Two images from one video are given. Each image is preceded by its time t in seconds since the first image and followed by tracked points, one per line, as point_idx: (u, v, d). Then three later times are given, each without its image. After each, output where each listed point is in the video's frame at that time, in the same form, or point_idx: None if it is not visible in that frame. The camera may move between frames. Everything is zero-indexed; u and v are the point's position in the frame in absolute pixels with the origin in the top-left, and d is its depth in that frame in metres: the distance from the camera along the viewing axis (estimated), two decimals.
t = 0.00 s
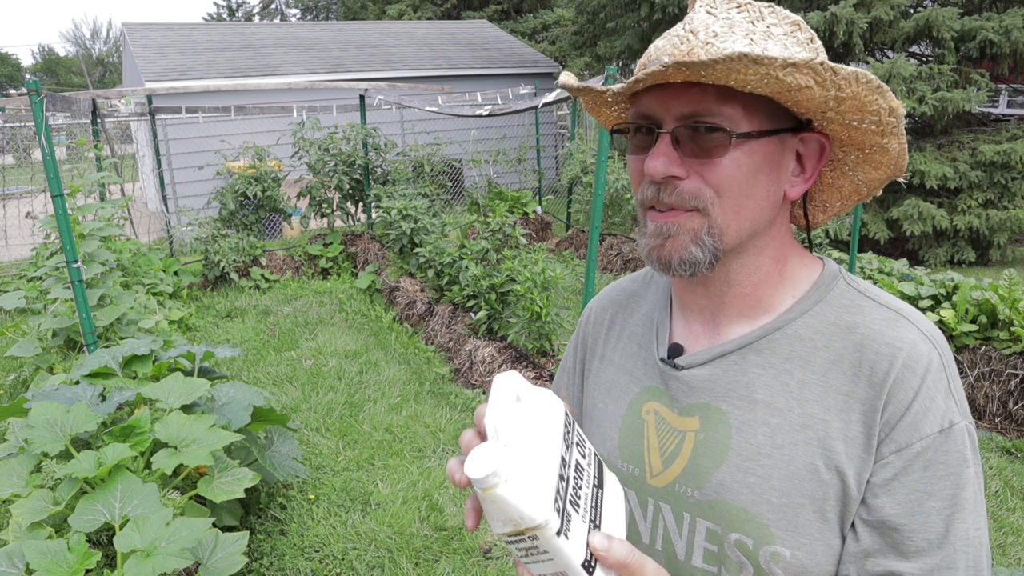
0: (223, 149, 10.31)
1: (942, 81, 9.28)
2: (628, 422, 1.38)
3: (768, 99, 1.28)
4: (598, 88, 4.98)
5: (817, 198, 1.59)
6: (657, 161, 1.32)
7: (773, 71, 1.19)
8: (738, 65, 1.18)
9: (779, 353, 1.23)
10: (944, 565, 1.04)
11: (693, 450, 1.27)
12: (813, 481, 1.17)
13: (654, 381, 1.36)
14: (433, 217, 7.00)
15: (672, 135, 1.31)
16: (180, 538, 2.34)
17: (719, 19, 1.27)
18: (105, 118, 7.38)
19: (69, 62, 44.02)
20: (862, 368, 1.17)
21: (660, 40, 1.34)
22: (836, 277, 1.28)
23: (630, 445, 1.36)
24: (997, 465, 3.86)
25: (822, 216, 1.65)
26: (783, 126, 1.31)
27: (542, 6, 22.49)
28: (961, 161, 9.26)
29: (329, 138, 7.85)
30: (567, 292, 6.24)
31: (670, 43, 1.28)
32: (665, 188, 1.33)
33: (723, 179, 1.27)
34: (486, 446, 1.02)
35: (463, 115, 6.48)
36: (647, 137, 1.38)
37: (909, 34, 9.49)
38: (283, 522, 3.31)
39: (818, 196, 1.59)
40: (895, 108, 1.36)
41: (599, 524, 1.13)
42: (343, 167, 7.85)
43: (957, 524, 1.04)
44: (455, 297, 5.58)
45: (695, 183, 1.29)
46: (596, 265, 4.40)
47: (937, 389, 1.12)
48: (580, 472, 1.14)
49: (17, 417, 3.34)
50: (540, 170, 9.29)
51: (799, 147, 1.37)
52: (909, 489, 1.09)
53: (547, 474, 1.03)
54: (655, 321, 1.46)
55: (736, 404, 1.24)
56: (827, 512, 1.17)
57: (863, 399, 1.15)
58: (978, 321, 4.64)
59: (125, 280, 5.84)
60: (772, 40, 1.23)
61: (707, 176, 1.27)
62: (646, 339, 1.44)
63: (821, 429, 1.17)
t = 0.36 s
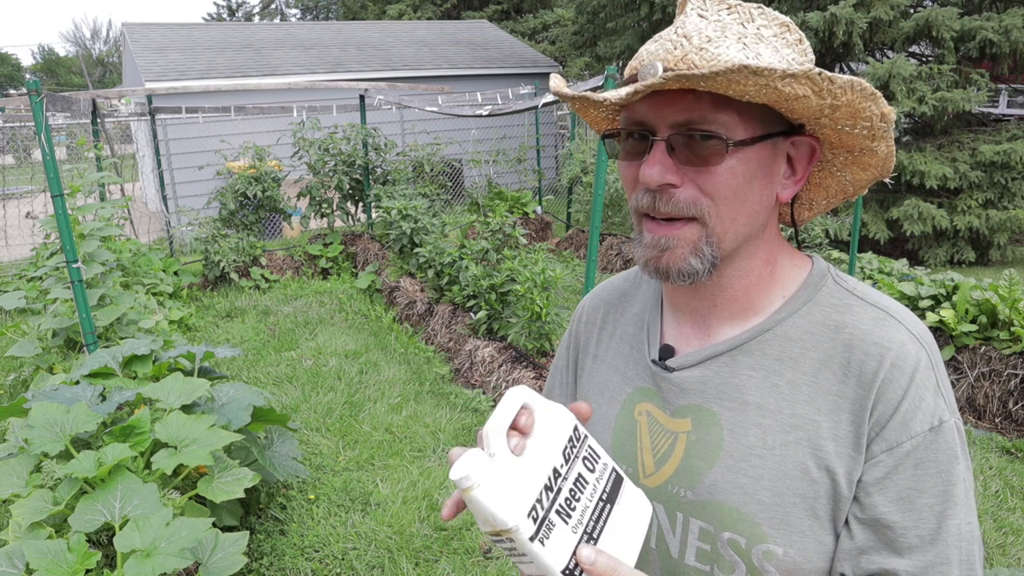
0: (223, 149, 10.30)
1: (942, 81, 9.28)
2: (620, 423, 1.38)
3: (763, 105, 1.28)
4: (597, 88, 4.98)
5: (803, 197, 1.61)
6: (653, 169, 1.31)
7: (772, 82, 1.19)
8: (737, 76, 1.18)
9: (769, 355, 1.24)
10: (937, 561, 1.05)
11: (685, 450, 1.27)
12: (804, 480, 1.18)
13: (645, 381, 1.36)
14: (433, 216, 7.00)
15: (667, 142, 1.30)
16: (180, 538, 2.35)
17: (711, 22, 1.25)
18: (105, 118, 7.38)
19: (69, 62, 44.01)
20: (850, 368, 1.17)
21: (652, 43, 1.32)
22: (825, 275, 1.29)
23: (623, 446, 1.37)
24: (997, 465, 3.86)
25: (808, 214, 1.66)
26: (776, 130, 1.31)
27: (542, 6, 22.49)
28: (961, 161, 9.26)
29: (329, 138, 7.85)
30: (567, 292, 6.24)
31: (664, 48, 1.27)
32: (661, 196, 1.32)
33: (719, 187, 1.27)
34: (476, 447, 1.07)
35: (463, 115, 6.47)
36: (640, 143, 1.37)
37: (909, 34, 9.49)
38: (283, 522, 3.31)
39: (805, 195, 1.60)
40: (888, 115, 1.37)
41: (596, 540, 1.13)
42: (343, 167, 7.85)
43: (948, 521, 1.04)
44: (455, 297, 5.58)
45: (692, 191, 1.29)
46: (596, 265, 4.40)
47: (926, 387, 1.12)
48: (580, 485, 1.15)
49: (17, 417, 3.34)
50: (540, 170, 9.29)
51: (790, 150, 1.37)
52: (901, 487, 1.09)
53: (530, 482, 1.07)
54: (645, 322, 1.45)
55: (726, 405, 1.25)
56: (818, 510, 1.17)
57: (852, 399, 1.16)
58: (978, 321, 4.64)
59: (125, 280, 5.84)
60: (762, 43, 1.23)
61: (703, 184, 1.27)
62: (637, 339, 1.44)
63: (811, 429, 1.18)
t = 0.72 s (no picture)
0: (223, 149, 10.30)
1: (942, 81, 9.28)
2: (616, 416, 1.37)
3: (779, 105, 1.29)
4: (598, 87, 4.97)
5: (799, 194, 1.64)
6: (673, 167, 1.30)
7: (800, 82, 1.21)
8: (769, 78, 1.18)
9: (768, 349, 1.24)
10: (917, 551, 1.07)
11: (683, 443, 1.27)
12: (800, 472, 1.17)
13: (644, 374, 1.35)
14: (433, 216, 7.00)
15: (685, 141, 1.30)
16: (180, 538, 2.34)
17: (725, 20, 1.27)
18: (105, 118, 7.38)
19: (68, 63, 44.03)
20: (845, 364, 1.18)
21: (667, 41, 1.33)
22: (821, 274, 1.30)
23: (620, 437, 1.36)
24: (997, 465, 3.86)
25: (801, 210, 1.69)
26: (787, 129, 1.33)
27: (542, 6, 22.48)
28: (961, 161, 9.27)
29: (329, 138, 7.85)
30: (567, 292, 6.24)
31: (683, 47, 1.28)
32: (679, 194, 1.31)
33: (737, 186, 1.27)
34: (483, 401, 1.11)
35: (463, 115, 6.47)
36: (655, 141, 1.36)
37: (909, 34, 9.49)
38: (283, 522, 3.31)
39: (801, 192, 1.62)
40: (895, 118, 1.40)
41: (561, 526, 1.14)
42: (343, 167, 7.85)
43: (929, 512, 1.06)
44: (455, 297, 5.58)
45: (709, 189, 1.29)
46: (597, 265, 4.40)
47: (916, 383, 1.13)
48: (566, 471, 1.15)
49: (17, 417, 3.34)
50: (540, 170, 9.29)
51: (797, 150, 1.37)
52: (888, 479, 1.11)
53: (516, 450, 1.09)
54: (643, 315, 1.44)
55: (726, 398, 1.24)
56: (813, 502, 1.17)
57: (847, 393, 1.16)
58: (978, 321, 4.64)
59: (125, 280, 5.83)
60: (775, 44, 1.26)
61: (722, 183, 1.27)
62: (634, 332, 1.43)
63: (807, 422, 1.18)
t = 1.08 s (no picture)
0: (223, 149, 10.29)
1: (942, 81, 9.28)
2: (608, 414, 1.36)
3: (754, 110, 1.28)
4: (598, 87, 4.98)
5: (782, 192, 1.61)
6: (649, 173, 1.30)
7: (770, 89, 1.21)
8: (738, 86, 1.18)
9: (754, 344, 1.23)
10: (918, 533, 1.08)
11: (674, 438, 1.26)
12: (789, 462, 1.17)
13: (633, 371, 1.34)
14: (433, 216, 7.00)
15: (662, 146, 1.30)
16: (180, 538, 2.34)
17: (701, 27, 1.26)
18: (105, 118, 7.38)
19: (68, 62, 44.02)
20: (831, 358, 1.17)
21: (644, 48, 1.32)
22: (805, 269, 1.30)
23: (612, 435, 1.35)
24: (997, 465, 3.86)
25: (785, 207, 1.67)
26: (762, 133, 1.32)
27: (542, 6, 22.47)
28: (961, 161, 9.27)
29: (329, 138, 7.85)
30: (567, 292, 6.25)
31: (658, 54, 1.27)
32: (657, 199, 1.31)
33: (714, 189, 1.27)
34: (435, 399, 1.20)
35: (463, 115, 6.47)
36: (633, 147, 1.35)
37: (909, 34, 9.48)
38: (283, 522, 3.31)
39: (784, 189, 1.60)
40: (868, 118, 1.39)
41: (501, 525, 1.19)
42: (343, 167, 7.85)
43: (928, 495, 1.08)
44: (455, 297, 5.58)
45: (686, 194, 1.28)
46: (596, 264, 4.40)
47: (903, 372, 1.14)
48: (511, 472, 1.21)
49: (17, 417, 3.34)
50: (540, 170, 9.29)
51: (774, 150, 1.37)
52: (884, 466, 1.11)
53: (457, 445, 1.16)
54: (630, 313, 1.44)
55: (714, 393, 1.23)
56: (803, 492, 1.17)
57: (832, 385, 1.16)
58: (978, 321, 4.64)
59: (125, 280, 5.83)
60: (750, 49, 1.25)
61: (698, 188, 1.27)
62: (623, 330, 1.42)
63: (795, 414, 1.17)
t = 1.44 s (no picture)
0: (223, 149, 10.29)
1: (942, 81, 9.28)
2: (612, 412, 1.37)
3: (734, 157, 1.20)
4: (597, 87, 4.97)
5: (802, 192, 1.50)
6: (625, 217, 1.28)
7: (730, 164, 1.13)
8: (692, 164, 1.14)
9: (757, 347, 1.22)
10: (904, 543, 1.06)
11: (677, 438, 1.26)
12: (787, 467, 1.16)
13: (637, 371, 1.35)
14: (433, 216, 7.00)
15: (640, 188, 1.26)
16: (180, 538, 2.34)
17: (686, 59, 1.19)
18: (105, 118, 7.38)
19: (68, 62, 44.05)
20: (834, 362, 1.16)
21: (627, 79, 1.28)
22: (811, 273, 1.27)
23: (616, 434, 1.35)
24: (997, 465, 3.86)
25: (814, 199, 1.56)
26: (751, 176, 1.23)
27: (542, 6, 22.47)
28: (961, 161, 9.27)
29: (329, 138, 7.85)
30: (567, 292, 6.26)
31: (638, 91, 1.24)
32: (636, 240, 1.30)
33: (692, 234, 1.23)
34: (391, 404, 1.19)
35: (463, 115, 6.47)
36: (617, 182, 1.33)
37: (909, 34, 9.48)
38: (283, 522, 3.31)
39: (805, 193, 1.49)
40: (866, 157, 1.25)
41: (493, 506, 1.18)
42: (343, 167, 7.85)
43: (917, 505, 1.05)
44: (455, 297, 5.58)
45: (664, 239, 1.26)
46: (597, 265, 4.40)
47: (904, 378, 1.12)
48: (487, 452, 1.21)
49: (17, 417, 3.34)
50: (540, 170, 9.29)
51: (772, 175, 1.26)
52: (876, 473, 1.09)
53: (426, 440, 1.15)
54: (638, 314, 1.44)
55: (715, 394, 1.23)
56: (801, 496, 1.16)
57: (834, 390, 1.15)
58: (978, 321, 4.64)
59: (125, 280, 5.83)
60: (734, 89, 1.16)
61: (673, 237, 1.24)
62: (629, 330, 1.42)
63: (796, 419, 1.17)
